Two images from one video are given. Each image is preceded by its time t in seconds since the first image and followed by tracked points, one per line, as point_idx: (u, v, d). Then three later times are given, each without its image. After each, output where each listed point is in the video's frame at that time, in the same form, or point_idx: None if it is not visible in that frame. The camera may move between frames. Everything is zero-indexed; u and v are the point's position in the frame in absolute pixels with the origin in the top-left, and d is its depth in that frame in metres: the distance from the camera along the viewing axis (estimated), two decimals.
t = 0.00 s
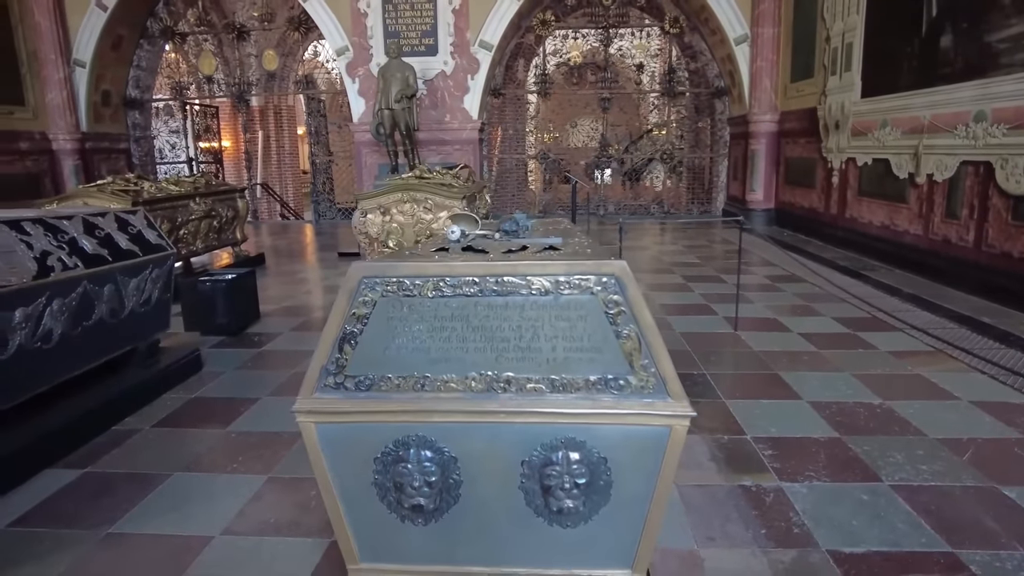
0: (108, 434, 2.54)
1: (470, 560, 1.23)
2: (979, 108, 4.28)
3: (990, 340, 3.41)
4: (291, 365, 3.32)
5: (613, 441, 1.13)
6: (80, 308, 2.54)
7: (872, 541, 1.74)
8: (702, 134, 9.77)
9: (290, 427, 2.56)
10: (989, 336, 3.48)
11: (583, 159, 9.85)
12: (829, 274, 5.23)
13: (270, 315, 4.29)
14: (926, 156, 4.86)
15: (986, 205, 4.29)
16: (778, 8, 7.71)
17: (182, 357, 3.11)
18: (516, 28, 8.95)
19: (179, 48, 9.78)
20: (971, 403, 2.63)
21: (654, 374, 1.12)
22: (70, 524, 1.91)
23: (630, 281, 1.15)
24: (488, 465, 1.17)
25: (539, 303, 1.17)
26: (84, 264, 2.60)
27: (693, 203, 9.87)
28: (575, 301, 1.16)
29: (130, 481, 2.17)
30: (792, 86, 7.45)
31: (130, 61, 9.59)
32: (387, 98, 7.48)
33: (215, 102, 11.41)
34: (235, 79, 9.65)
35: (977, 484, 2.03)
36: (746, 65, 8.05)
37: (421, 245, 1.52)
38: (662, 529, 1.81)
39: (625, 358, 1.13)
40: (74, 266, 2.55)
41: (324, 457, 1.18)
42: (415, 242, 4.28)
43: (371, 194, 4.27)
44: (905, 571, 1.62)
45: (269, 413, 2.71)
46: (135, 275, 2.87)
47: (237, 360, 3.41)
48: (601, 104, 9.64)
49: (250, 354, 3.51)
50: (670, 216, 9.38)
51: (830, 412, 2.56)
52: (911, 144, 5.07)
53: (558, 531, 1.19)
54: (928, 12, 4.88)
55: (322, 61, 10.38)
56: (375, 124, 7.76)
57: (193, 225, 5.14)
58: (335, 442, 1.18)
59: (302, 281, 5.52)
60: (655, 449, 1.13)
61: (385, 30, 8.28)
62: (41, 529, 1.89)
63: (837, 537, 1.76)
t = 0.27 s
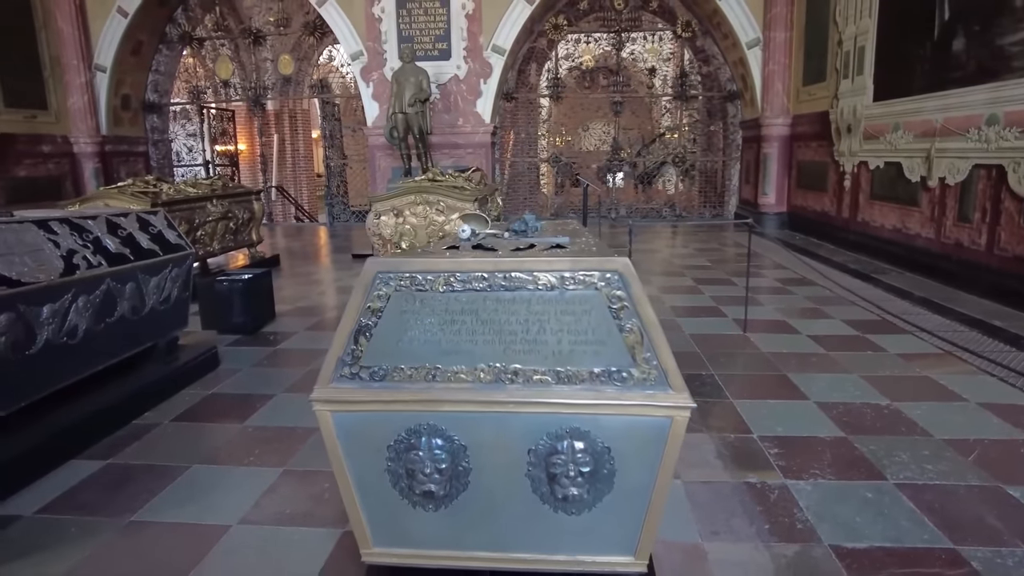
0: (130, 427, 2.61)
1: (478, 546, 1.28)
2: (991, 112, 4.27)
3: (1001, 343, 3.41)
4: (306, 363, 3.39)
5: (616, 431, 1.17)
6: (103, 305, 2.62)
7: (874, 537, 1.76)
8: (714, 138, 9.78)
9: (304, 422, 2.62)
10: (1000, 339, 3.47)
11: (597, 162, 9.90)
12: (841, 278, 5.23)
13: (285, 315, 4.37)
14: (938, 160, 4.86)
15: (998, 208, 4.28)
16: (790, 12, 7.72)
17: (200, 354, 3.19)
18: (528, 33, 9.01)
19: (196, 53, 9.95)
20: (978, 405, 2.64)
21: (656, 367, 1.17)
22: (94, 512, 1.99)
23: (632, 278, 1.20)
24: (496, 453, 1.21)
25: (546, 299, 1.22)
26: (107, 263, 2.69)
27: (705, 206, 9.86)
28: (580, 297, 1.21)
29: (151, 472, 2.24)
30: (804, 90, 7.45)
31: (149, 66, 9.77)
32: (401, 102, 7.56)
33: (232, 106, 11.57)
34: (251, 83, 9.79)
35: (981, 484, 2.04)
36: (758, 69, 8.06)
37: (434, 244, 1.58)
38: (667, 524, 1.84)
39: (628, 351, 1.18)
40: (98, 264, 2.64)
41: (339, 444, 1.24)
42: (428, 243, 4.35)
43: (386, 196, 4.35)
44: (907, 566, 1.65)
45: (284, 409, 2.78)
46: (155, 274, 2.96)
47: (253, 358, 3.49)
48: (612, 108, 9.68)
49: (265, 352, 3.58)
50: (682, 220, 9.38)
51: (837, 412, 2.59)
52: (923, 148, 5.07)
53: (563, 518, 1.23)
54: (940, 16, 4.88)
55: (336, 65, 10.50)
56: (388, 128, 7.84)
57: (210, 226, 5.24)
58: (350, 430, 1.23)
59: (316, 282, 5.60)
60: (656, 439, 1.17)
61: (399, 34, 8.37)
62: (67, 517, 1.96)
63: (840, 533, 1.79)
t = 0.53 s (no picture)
0: (151, 419, 2.68)
1: (493, 531, 1.32)
2: (1007, 112, 4.25)
3: (1015, 344, 3.39)
4: (321, 358, 3.44)
5: (628, 421, 1.20)
6: (126, 299, 2.69)
7: (884, 531, 1.78)
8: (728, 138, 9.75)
9: (321, 415, 2.67)
10: (1015, 340, 3.46)
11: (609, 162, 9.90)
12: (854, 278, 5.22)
13: (300, 312, 4.43)
14: (953, 160, 4.83)
15: (1013, 208, 4.26)
16: (804, 13, 7.69)
17: (218, 349, 3.25)
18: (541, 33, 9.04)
19: (213, 54, 10.07)
20: (991, 405, 2.64)
21: (668, 357, 1.20)
22: (118, 499, 2.04)
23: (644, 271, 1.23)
24: (511, 441, 1.25)
25: (560, 291, 1.26)
26: (130, 257, 2.75)
27: (718, 207, 9.84)
28: (593, 289, 1.25)
29: (172, 462, 2.30)
30: (818, 90, 7.42)
31: (166, 67, 9.92)
32: (414, 102, 7.62)
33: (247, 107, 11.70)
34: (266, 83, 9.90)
35: (993, 481, 2.05)
36: (772, 69, 8.04)
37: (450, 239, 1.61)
38: (678, 516, 1.87)
39: (640, 341, 1.21)
40: (120, 258, 2.71)
41: (360, 431, 1.28)
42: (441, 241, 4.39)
43: (400, 195, 4.40)
44: (916, 560, 1.66)
45: (300, 402, 2.83)
46: (176, 269, 3.02)
47: (270, 353, 3.55)
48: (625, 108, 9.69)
49: (281, 348, 3.64)
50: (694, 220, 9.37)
51: (848, 410, 2.60)
52: (937, 148, 5.05)
53: (575, 505, 1.26)
54: (956, 15, 4.85)
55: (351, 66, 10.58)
56: (402, 128, 7.90)
57: (226, 224, 5.32)
58: (370, 418, 1.27)
59: (330, 280, 5.67)
60: (667, 428, 1.20)
61: (413, 35, 8.43)
62: (92, 503, 2.02)
63: (850, 527, 1.80)
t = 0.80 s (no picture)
0: (169, 412, 2.73)
1: (507, 522, 1.34)
2: None
3: None
4: (335, 354, 3.48)
5: (640, 414, 1.22)
6: (146, 294, 2.74)
7: (895, 529, 1.79)
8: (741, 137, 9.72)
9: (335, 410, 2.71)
10: None
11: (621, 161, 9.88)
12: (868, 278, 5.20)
13: (314, 309, 4.48)
14: (969, 159, 4.80)
15: None
16: (819, 12, 7.65)
17: (235, 344, 3.30)
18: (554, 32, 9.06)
19: (228, 53, 10.18)
20: (1005, 405, 2.63)
21: (680, 353, 1.21)
22: (139, 489, 2.09)
23: (657, 268, 1.25)
24: (525, 434, 1.27)
25: (574, 286, 1.28)
26: (150, 254, 2.81)
27: (731, 206, 9.81)
28: (607, 285, 1.27)
29: (191, 454, 2.34)
30: (833, 89, 7.38)
31: (182, 66, 10.04)
32: (428, 101, 7.66)
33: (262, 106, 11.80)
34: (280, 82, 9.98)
35: (1006, 481, 2.05)
36: (786, 68, 8.00)
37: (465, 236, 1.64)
38: (689, 512, 1.89)
39: (653, 337, 1.23)
40: (140, 254, 2.76)
41: (377, 422, 1.31)
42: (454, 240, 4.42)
43: (413, 194, 4.44)
44: (927, 558, 1.67)
45: (316, 397, 2.87)
46: (194, 265, 3.07)
47: (285, 349, 3.59)
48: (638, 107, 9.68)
49: (296, 344, 3.68)
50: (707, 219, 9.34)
51: (860, 409, 2.60)
52: (953, 147, 5.01)
53: (588, 497, 1.29)
54: (973, 14, 4.82)
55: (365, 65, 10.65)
56: (415, 127, 7.95)
57: (242, 222, 5.38)
58: (387, 410, 1.30)
59: (344, 277, 5.72)
60: (679, 422, 1.22)
61: (426, 34, 8.48)
62: (113, 493, 2.07)
63: (861, 524, 1.81)
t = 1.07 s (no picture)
0: (185, 405, 2.79)
1: (510, 512, 1.38)
2: None
3: None
4: (346, 350, 3.54)
5: (638, 408, 1.26)
6: (163, 290, 2.81)
7: (895, 526, 1.81)
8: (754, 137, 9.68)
9: (346, 405, 2.77)
10: None
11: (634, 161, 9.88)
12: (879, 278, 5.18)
13: (326, 306, 4.55)
14: (983, 159, 4.76)
15: None
16: (833, 10, 7.61)
17: (248, 340, 3.36)
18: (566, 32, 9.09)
19: (244, 53, 10.30)
20: (1012, 406, 2.63)
21: (678, 349, 1.24)
22: (155, 479, 2.15)
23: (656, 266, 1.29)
24: (527, 426, 1.31)
25: (575, 284, 1.32)
26: (166, 251, 2.87)
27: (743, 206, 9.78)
28: (606, 282, 1.31)
29: (205, 446, 2.40)
30: (846, 88, 7.34)
31: (199, 66, 10.18)
32: (440, 101, 7.71)
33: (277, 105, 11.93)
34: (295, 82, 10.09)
35: (1009, 481, 2.06)
36: (799, 67, 7.96)
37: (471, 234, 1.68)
38: (691, 507, 1.92)
39: (651, 333, 1.27)
40: (157, 251, 2.82)
41: (384, 414, 1.35)
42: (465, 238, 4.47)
43: (425, 193, 4.50)
44: (926, 555, 1.69)
45: (326, 392, 2.92)
46: (210, 262, 3.14)
47: (298, 345, 3.66)
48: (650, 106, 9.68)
49: (308, 340, 3.75)
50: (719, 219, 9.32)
51: (865, 409, 2.61)
52: (967, 147, 4.98)
53: (588, 488, 1.32)
54: (989, 12, 4.79)
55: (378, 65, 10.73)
56: (428, 126, 8.01)
57: (257, 220, 5.46)
58: (394, 402, 1.34)
59: (356, 275, 5.78)
60: (676, 416, 1.25)
61: (440, 34, 8.54)
62: (130, 482, 2.14)
63: (861, 521, 1.83)
